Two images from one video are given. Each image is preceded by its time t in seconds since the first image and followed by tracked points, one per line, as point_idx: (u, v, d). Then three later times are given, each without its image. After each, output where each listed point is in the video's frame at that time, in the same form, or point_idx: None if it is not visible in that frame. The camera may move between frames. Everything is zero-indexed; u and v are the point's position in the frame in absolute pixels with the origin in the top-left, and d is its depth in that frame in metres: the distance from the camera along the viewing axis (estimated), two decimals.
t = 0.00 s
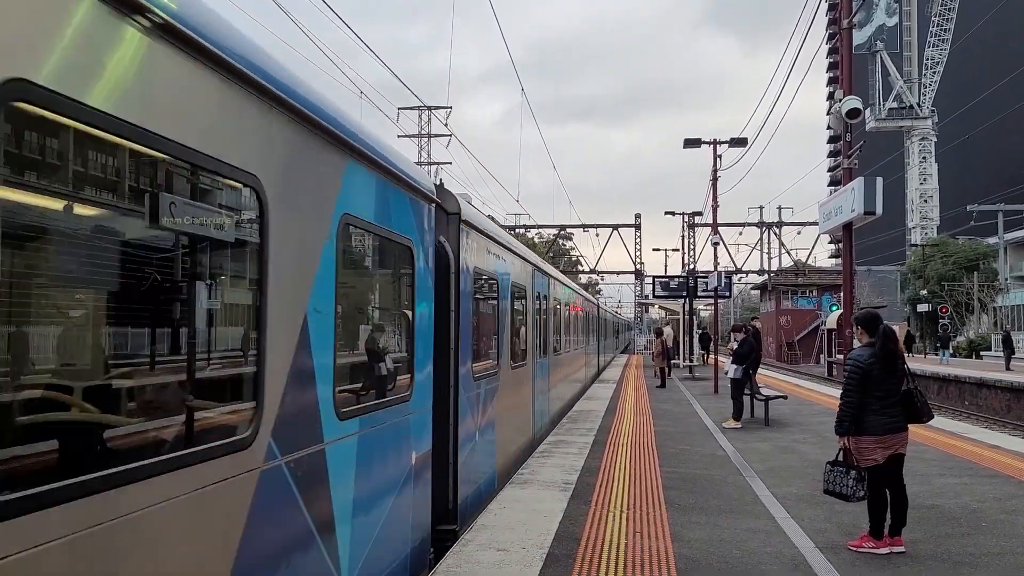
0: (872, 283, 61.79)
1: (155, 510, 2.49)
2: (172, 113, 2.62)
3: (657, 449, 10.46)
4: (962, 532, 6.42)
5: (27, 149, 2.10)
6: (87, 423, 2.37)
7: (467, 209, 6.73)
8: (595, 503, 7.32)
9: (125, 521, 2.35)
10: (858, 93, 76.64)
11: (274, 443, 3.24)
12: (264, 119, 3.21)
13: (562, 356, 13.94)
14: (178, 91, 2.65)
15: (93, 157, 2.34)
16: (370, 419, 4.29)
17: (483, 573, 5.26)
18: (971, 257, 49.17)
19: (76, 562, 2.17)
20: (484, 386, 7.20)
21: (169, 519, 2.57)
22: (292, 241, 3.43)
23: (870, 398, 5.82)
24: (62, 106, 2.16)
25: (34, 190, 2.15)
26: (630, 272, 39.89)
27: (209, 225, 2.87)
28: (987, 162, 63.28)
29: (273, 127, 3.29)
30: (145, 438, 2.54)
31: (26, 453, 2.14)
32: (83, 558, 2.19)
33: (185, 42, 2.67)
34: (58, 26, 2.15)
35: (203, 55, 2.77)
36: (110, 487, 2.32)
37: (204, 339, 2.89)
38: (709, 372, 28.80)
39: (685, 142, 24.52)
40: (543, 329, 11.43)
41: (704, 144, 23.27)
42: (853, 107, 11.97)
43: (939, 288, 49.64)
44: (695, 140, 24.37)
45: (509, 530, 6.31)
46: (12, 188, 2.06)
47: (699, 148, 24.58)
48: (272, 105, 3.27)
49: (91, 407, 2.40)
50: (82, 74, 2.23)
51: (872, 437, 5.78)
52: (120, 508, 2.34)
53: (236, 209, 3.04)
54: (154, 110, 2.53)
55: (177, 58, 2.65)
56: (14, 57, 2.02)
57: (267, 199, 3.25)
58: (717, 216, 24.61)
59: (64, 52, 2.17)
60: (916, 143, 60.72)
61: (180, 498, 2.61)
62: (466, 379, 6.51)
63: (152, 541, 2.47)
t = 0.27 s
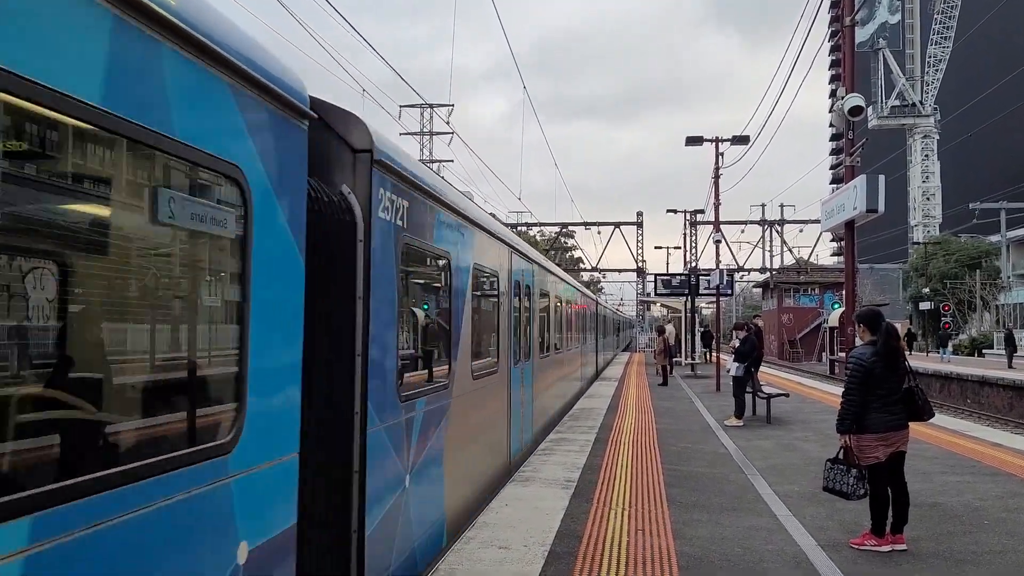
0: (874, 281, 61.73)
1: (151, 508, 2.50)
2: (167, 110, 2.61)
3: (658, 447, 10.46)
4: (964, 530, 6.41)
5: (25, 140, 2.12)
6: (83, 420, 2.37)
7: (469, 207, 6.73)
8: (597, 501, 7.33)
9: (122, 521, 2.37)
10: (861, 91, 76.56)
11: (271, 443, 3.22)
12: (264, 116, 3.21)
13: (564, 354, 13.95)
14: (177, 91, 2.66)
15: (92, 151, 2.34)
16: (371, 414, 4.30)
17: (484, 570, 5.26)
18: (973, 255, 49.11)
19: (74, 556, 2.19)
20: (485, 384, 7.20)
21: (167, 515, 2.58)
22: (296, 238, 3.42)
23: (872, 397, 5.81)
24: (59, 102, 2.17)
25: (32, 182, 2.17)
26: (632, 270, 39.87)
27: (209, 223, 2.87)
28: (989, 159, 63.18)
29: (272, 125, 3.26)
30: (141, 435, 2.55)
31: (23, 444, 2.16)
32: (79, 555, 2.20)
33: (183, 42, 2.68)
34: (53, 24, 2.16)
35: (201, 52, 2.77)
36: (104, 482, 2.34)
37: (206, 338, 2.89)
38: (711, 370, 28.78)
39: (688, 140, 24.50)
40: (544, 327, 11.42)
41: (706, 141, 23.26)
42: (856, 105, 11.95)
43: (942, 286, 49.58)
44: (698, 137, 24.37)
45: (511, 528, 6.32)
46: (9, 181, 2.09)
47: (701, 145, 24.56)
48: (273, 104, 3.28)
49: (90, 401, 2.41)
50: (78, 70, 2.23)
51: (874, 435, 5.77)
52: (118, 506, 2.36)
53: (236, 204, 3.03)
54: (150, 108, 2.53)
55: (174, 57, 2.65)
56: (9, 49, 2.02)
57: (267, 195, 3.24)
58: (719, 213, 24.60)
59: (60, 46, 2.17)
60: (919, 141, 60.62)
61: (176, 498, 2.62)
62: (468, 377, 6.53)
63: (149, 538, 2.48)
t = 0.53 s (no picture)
0: (876, 278, 61.67)
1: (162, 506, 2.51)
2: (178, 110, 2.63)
3: (660, 443, 10.46)
4: (965, 527, 6.41)
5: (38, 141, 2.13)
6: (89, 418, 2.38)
7: (471, 204, 6.75)
8: (598, 498, 7.33)
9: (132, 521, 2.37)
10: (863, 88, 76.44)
11: (276, 442, 3.23)
12: (270, 115, 3.23)
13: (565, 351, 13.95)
14: (186, 91, 2.67)
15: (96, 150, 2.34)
16: (374, 411, 4.32)
17: (486, 566, 5.28)
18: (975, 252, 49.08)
19: (91, 554, 2.20)
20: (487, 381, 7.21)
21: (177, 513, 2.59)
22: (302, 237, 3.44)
23: (873, 395, 5.81)
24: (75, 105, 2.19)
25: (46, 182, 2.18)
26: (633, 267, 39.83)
27: (217, 221, 2.89)
28: (992, 156, 63.08)
29: (275, 122, 3.26)
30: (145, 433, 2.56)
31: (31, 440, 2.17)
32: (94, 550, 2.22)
33: (194, 42, 2.70)
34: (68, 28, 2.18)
35: (211, 52, 2.79)
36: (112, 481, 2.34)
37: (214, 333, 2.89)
38: (712, 367, 28.76)
39: (689, 137, 24.48)
40: (546, 323, 11.41)
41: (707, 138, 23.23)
42: (858, 101, 11.94)
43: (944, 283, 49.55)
44: (699, 134, 24.35)
45: (512, 525, 6.32)
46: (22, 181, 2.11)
47: (703, 142, 24.55)
48: (279, 103, 3.29)
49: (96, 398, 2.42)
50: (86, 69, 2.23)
51: (875, 431, 5.78)
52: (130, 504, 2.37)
53: (240, 201, 3.02)
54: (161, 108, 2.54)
55: (185, 57, 2.67)
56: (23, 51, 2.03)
57: (272, 194, 3.25)
58: (721, 210, 24.58)
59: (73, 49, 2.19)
60: (921, 138, 60.52)
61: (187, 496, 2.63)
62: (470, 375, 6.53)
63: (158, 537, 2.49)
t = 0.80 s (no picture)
0: (878, 276, 61.59)
1: (156, 507, 2.49)
2: (173, 107, 2.61)
3: (661, 442, 10.46)
4: (967, 526, 6.41)
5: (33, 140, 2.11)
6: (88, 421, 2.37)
7: (473, 203, 6.78)
8: (599, 496, 7.33)
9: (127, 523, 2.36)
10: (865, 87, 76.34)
11: (273, 443, 3.22)
12: (268, 113, 3.22)
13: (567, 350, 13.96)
14: (182, 90, 2.65)
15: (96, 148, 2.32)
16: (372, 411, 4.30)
17: (487, 564, 5.28)
18: (977, 250, 49.05)
19: (83, 556, 2.19)
20: (489, 379, 7.21)
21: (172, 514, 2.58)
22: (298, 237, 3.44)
23: (876, 393, 5.81)
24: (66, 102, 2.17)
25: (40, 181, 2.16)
26: (634, 265, 39.89)
27: (216, 219, 2.88)
28: (993, 154, 63.00)
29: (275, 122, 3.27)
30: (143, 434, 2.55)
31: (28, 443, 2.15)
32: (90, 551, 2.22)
33: (191, 40, 2.69)
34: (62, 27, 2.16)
35: (209, 50, 2.78)
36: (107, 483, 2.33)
37: (217, 334, 2.90)
38: (714, 366, 28.75)
39: (691, 135, 24.46)
40: (547, 321, 11.41)
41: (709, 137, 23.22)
42: (859, 100, 11.93)
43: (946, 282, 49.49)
44: (700, 133, 24.34)
45: (514, 524, 6.32)
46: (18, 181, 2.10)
47: (704, 141, 24.54)
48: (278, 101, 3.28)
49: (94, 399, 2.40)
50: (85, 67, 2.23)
51: (878, 430, 5.77)
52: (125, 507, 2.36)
53: (240, 200, 3.02)
54: (155, 104, 2.53)
55: (181, 54, 2.65)
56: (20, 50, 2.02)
57: (269, 192, 3.24)
58: (722, 209, 24.57)
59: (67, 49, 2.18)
60: (922, 137, 60.46)
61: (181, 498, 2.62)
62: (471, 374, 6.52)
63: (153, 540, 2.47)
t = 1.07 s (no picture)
0: (878, 274, 61.55)
1: (158, 504, 2.48)
2: (173, 103, 2.60)
3: (662, 440, 10.47)
4: (968, 523, 6.41)
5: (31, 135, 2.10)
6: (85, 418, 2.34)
7: (474, 202, 6.80)
8: (600, 494, 7.34)
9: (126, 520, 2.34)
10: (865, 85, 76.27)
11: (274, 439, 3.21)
12: (269, 111, 3.22)
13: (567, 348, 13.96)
14: (181, 86, 2.64)
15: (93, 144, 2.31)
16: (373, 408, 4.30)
17: (487, 562, 5.28)
18: (978, 248, 49.02)
19: (82, 552, 2.17)
20: (490, 377, 7.22)
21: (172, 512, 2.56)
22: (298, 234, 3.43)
23: (878, 391, 5.81)
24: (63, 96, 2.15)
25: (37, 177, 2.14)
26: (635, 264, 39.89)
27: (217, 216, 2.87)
28: (994, 152, 62.97)
29: (276, 120, 3.27)
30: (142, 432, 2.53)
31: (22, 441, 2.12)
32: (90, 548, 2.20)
33: (192, 36, 2.68)
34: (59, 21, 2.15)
35: (210, 46, 2.77)
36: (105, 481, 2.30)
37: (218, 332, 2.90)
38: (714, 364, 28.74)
39: (691, 134, 24.45)
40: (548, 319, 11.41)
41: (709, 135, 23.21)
42: (859, 98, 11.92)
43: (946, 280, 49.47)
44: (701, 131, 24.33)
45: (514, 522, 6.33)
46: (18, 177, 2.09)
47: (705, 139, 24.53)
48: (279, 98, 3.28)
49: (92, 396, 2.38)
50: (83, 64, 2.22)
51: (878, 428, 5.77)
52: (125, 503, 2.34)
53: (239, 197, 3.01)
54: (154, 99, 2.52)
55: (181, 51, 2.64)
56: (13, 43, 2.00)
57: (269, 190, 3.23)
58: (723, 207, 24.55)
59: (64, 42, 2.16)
60: (923, 135, 60.41)
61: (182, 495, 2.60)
62: (470, 371, 6.52)
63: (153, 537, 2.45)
